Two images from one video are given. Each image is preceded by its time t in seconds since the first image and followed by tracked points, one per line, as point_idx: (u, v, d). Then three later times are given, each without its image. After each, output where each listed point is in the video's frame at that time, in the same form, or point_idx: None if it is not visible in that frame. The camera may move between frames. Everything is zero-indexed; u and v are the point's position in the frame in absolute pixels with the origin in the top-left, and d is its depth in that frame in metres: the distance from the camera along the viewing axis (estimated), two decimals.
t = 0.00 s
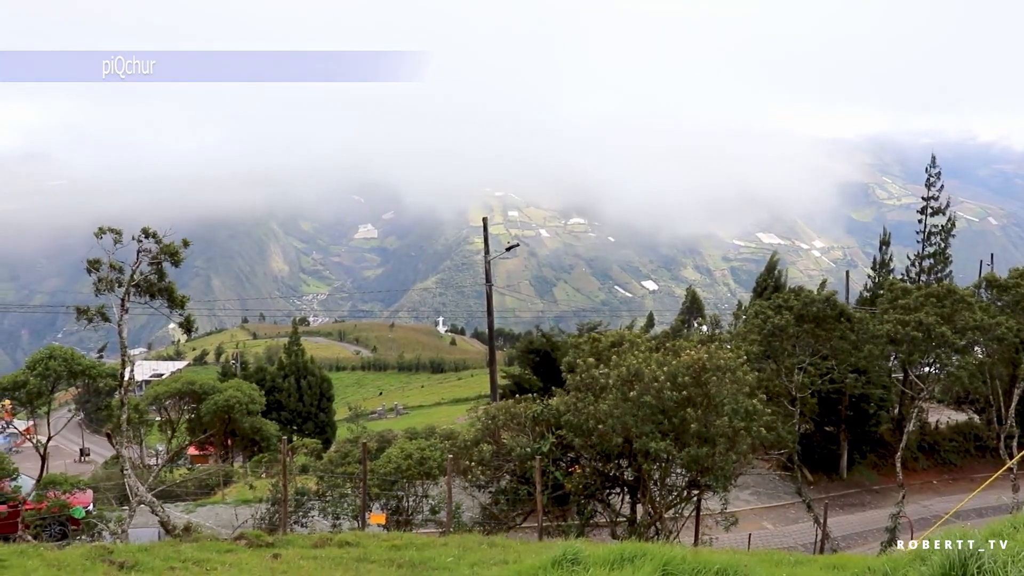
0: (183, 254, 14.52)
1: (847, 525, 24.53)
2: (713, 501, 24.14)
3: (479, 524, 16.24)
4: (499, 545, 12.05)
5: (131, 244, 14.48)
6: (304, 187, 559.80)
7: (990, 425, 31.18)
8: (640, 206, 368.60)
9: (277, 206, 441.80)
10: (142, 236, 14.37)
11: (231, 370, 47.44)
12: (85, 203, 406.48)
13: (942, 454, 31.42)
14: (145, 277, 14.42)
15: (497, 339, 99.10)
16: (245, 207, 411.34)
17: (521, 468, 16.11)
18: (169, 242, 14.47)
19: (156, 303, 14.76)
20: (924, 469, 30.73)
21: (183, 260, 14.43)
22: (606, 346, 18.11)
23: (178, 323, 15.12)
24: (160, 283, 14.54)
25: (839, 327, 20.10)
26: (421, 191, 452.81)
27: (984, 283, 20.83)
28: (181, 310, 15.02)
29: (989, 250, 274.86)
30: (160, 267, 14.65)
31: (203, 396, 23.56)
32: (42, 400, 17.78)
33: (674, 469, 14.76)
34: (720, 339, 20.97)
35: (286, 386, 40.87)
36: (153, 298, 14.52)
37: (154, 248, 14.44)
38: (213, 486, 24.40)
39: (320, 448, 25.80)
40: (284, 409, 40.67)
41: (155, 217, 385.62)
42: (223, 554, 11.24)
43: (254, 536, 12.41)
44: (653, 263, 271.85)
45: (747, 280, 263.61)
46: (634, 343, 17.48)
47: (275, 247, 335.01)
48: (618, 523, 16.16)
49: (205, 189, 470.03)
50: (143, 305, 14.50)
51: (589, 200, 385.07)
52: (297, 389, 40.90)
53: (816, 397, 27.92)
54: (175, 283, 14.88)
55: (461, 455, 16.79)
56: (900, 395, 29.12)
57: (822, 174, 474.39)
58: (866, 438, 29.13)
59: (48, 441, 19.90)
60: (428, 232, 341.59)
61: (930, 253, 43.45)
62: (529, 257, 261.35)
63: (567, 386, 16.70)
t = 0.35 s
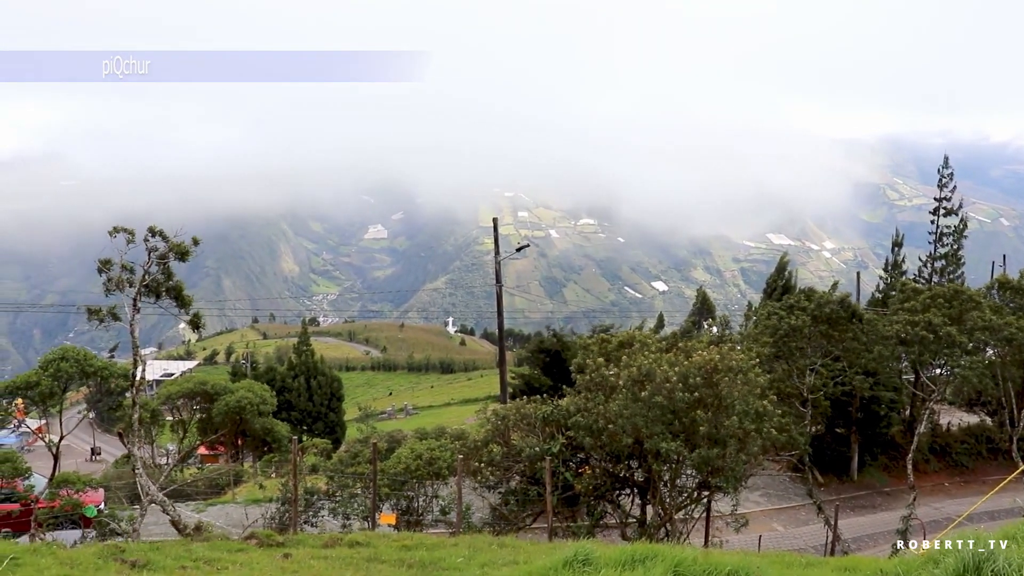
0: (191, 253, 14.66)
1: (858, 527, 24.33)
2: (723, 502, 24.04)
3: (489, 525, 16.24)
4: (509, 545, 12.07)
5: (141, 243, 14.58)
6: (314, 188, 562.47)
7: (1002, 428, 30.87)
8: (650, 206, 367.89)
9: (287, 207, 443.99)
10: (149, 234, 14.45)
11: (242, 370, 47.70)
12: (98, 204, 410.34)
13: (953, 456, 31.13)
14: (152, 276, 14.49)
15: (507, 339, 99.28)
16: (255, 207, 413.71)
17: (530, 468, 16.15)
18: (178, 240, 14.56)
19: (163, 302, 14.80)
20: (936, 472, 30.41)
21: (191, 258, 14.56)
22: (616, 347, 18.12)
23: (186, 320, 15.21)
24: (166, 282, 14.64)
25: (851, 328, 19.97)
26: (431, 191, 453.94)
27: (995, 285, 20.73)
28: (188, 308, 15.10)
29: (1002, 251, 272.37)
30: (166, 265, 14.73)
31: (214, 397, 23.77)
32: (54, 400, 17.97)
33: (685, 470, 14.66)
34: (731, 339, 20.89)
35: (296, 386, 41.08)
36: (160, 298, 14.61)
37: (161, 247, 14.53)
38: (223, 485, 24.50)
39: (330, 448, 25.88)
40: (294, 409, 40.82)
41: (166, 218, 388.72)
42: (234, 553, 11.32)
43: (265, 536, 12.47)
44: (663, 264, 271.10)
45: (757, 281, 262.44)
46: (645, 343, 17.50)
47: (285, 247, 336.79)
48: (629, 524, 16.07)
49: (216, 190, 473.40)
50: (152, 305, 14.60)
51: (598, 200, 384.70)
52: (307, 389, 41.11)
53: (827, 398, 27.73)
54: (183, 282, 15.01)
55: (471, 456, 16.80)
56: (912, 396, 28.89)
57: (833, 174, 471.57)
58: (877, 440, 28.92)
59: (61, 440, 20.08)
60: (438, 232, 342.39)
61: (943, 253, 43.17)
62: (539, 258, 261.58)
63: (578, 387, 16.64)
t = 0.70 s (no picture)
0: (208, 256, 14.76)
1: (868, 528, 24.14)
2: (732, 504, 23.90)
3: (498, 524, 16.27)
4: (519, 546, 12.06)
5: (155, 245, 14.67)
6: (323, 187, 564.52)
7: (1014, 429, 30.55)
8: (660, 206, 366.98)
9: (297, 206, 445.80)
10: (169, 235, 14.56)
11: (251, 370, 48.01)
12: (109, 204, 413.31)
13: (964, 458, 30.83)
14: (167, 277, 14.64)
15: (516, 340, 99.32)
16: (265, 208, 415.60)
17: (540, 469, 16.12)
18: (194, 242, 14.65)
19: (176, 302, 14.87)
20: (946, 474, 30.19)
21: (207, 260, 14.66)
22: (625, 347, 18.11)
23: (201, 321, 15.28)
24: (180, 283, 14.77)
25: (862, 330, 19.84)
26: (440, 192, 454.70)
27: (1007, 287, 20.54)
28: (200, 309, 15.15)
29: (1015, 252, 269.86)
30: (181, 266, 14.85)
31: (225, 396, 23.97)
32: (65, 398, 18.13)
33: (694, 472, 14.62)
34: (741, 341, 20.82)
35: (305, 386, 41.25)
36: (174, 299, 14.71)
37: (180, 248, 14.62)
38: (232, 484, 24.60)
39: (339, 448, 25.96)
40: (303, 408, 40.98)
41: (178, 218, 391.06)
42: (244, 553, 11.37)
43: (274, 535, 12.54)
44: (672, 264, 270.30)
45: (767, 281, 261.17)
46: (654, 344, 17.48)
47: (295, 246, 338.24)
48: (637, 525, 16.00)
49: (227, 189, 475.85)
50: (164, 305, 14.68)
51: (607, 200, 384.04)
52: (316, 389, 41.24)
53: (837, 399, 27.56)
54: (197, 283, 15.11)
55: (481, 456, 16.82)
56: (922, 397, 28.66)
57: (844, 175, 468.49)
58: (886, 441, 28.76)
59: (71, 437, 20.25)
60: (446, 233, 342.93)
61: (954, 254, 42.83)
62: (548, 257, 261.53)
63: (587, 386, 16.64)
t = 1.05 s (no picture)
0: (230, 258, 14.96)
1: (883, 531, 23.90)
2: (744, 505, 23.79)
3: (510, 524, 16.25)
4: (530, 546, 12.10)
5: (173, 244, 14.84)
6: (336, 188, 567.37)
7: None
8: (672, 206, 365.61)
9: (310, 207, 448.35)
10: (189, 236, 14.71)
11: (263, 369, 48.32)
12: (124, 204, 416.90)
13: (979, 460, 30.46)
14: (187, 276, 14.82)
15: (528, 340, 99.51)
16: (279, 208, 418.22)
17: (552, 469, 16.13)
18: (213, 242, 14.84)
19: (197, 301, 15.08)
20: (961, 476, 29.85)
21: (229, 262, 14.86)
22: (638, 347, 18.09)
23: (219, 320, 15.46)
24: (200, 284, 14.98)
25: (876, 332, 19.71)
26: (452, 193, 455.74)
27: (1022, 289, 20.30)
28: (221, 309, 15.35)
29: None
30: (201, 268, 15.04)
31: (238, 395, 24.13)
32: (81, 397, 18.30)
33: (706, 472, 14.56)
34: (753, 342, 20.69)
35: (318, 385, 41.45)
36: (195, 299, 14.92)
37: (200, 248, 14.78)
38: (245, 483, 24.77)
39: (352, 447, 26.08)
40: (316, 408, 41.22)
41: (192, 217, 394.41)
42: (257, 551, 11.49)
43: (288, 534, 12.64)
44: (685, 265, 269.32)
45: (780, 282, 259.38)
46: (666, 345, 17.43)
47: (308, 246, 340.11)
48: (650, 526, 15.93)
49: (240, 189, 479.27)
50: (184, 303, 14.86)
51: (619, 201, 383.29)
52: (329, 388, 41.46)
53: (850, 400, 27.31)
54: (217, 285, 15.28)
55: (493, 455, 16.85)
56: (937, 399, 28.37)
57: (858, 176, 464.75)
58: (899, 443, 28.51)
59: (86, 435, 20.37)
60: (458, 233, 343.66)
61: (969, 256, 42.39)
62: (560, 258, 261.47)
63: (600, 388, 16.60)
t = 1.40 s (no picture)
0: (248, 253, 15.20)
1: (902, 535, 23.54)
2: (762, 507, 23.56)
3: (527, 525, 16.27)
4: (547, 547, 12.11)
5: (191, 242, 15.02)
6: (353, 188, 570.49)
7: None
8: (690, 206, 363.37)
9: (328, 206, 451.52)
10: (208, 231, 14.90)
11: (282, 368, 48.81)
12: (145, 203, 422.06)
13: (1000, 464, 29.96)
14: (208, 271, 15.08)
15: (546, 340, 99.41)
16: (297, 207, 421.60)
17: (570, 470, 16.12)
18: (230, 237, 15.02)
19: (217, 297, 15.27)
20: (982, 480, 29.32)
21: (245, 255, 15.10)
22: (657, 347, 18.00)
23: (239, 314, 15.68)
24: (219, 280, 15.22)
25: (895, 333, 19.51)
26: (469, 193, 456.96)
27: None
28: (242, 304, 15.54)
29: None
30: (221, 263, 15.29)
31: (255, 393, 24.38)
32: (103, 394, 18.63)
33: (723, 475, 14.45)
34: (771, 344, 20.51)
35: (336, 384, 41.82)
36: (216, 293, 15.14)
37: (218, 243, 14.98)
38: (263, 481, 25.07)
39: (369, 445, 26.26)
40: (334, 406, 41.60)
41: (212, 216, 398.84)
42: (276, 548, 11.62)
43: (305, 532, 12.76)
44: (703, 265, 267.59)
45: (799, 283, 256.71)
46: (684, 345, 17.36)
47: (326, 246, 342.68)
48: (666, 528, 15.85)
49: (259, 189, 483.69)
50: (205, 299, 15.07)
51: (637, 200, 381.65)
52: (346, 387, 41.83)
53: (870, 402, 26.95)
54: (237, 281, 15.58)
55: (510, 455, 16.86)
56: (957, 401, 27.92)
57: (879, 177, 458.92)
58: (919, 446, 28.14)
59: (108, 433, 20.74)
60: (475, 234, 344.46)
61: (990, 258, 41.64)
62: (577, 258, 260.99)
63: (617, 389, 16.58)
